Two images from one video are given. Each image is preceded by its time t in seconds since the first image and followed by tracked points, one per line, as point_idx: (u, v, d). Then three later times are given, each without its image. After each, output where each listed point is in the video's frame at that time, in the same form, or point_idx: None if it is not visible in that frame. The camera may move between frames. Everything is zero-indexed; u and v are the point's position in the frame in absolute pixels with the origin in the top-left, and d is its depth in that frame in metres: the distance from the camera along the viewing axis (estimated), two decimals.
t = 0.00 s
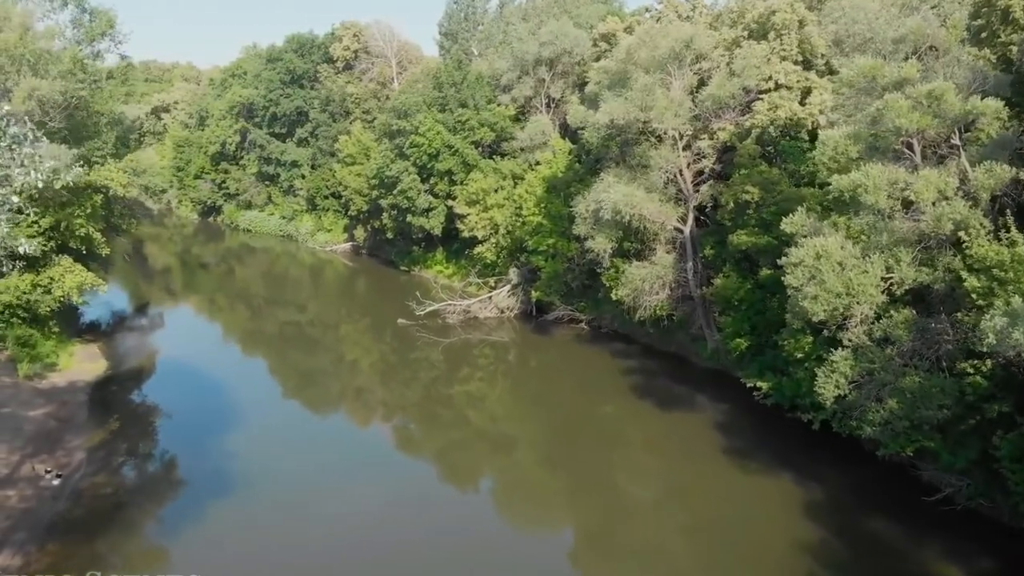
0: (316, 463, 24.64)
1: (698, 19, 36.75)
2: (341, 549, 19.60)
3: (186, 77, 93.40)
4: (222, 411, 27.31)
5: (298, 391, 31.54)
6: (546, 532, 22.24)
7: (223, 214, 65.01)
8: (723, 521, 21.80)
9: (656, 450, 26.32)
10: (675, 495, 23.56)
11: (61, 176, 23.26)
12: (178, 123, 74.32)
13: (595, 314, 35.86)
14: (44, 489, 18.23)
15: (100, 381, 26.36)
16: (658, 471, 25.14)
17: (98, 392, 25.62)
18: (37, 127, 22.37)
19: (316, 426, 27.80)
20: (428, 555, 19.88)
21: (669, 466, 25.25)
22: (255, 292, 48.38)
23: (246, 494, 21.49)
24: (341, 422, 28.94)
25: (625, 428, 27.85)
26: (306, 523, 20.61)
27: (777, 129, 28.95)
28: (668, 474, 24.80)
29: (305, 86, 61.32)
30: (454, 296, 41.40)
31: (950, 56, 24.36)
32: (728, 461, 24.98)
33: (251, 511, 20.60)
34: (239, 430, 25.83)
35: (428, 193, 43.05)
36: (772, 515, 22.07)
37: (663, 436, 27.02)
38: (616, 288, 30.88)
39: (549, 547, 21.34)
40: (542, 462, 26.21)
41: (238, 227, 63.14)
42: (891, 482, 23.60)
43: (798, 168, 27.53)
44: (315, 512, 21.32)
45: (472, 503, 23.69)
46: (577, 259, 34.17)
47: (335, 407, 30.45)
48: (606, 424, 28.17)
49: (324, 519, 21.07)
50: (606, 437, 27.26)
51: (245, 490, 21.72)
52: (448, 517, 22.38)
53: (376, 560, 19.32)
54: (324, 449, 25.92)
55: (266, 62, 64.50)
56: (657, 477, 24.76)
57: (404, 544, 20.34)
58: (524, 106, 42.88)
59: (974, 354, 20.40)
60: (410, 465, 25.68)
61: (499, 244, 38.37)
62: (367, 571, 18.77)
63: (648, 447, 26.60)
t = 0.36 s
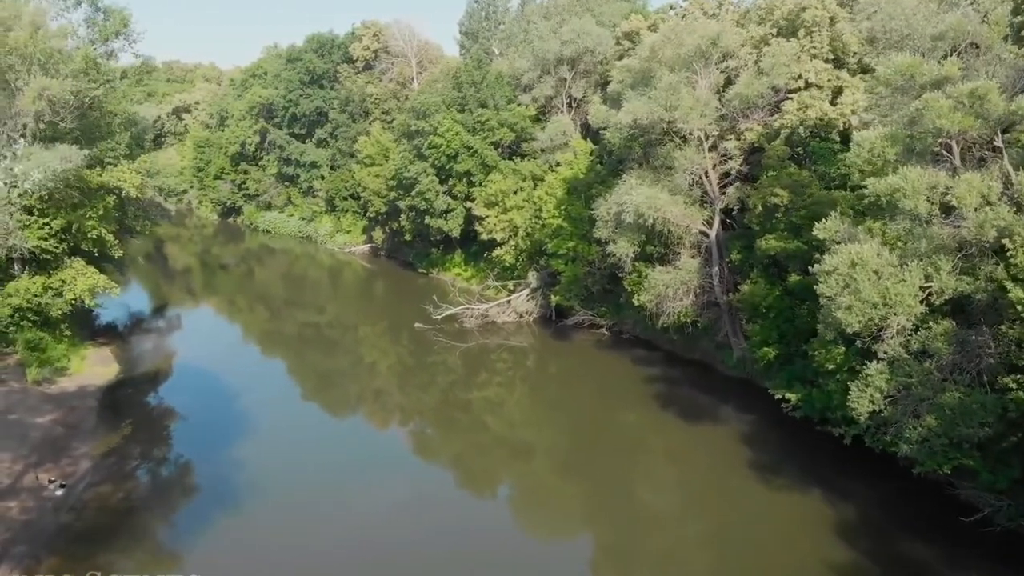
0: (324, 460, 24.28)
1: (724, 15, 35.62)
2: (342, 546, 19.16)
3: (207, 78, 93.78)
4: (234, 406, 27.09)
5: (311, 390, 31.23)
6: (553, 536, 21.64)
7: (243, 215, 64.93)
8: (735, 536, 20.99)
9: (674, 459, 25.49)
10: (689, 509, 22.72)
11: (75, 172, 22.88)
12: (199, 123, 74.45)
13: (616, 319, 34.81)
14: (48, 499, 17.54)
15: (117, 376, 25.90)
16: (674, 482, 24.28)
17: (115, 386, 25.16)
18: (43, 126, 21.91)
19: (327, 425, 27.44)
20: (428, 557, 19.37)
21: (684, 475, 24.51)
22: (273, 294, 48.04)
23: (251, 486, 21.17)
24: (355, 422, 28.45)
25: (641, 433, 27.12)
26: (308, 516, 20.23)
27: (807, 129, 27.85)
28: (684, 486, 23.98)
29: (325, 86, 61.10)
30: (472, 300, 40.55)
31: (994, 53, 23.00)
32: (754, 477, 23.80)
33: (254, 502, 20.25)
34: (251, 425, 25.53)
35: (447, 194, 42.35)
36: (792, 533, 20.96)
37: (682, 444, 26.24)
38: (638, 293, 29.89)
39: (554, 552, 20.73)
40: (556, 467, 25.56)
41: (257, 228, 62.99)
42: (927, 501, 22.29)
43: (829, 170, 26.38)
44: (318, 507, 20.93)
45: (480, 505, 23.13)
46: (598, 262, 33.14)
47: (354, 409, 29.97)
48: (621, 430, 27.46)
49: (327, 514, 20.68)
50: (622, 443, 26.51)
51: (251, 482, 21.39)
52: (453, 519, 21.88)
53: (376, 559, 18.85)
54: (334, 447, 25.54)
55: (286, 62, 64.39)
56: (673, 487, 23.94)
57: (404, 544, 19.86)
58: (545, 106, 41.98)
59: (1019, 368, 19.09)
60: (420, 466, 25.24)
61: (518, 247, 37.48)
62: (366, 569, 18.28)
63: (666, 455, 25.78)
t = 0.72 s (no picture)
0: (333, 459, 23.95)
1: (752, 10, 34.44)
2: (342, 545, 18.73)
3: (229, 79, 94.08)
4: (246, 403, 26.96)
5: (325, 390, 30.95)
6: (561, 542, 21.06)
7: (263, 216, 64.83)
8: (750, 549, 20.23)
9: (692, 467, 24.74)
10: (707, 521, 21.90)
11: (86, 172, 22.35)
12: (220, 123, 74.62)
13: (638, 325, 33.77)
14: (51, 510, 16.69)
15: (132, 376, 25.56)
16: (690, 490, 23.53)
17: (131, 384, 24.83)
18: (52, 126, 21.51)
19: (339, 424, 27.12)
20: (430, 559, 18.85)
21: (702, 485, 23.75)
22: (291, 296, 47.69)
23: (256, 482, 20.87)
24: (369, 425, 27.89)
25: (659, 438, 26.41)
26: (311, 514, 19.87)
27: (839, 130, 26.60)
28: (700, 494, 23.24)
29: (345, 86, 60.82)
30: (490, 304, 39.73)
31: None
32: (779, 494, 22.81)
33: (258, 498, 19.98)
34: (262, 424, 25.29)
35: (465, 196, 41.66)
36: (814, 550, 19.98)
37: (702, 452, 25.43)
38: (661, 299, 28.82)
39: (561, 557, 20.14)
40: (569, 471, 24.99)
41: (277, 229, 62.85)
42: (965, 521, 20.97)
43: (862, 172, 25.15)
44: (323, 505, 20.58)
45: (490, 507, 22.58)
46: (620, 266, 32.11)
47: (372, 412, 29.38)
48: (638, 434, 26.80)
49: (331, 512, 20.29)
50: (637, 449, 25.85)
51: (259, 479, 21.11)
52: (459, 520, 21.38)
53: (376, 560, 18.37)
54: (344, 446, 25.21)
55: (305, 62, 64.17)
56: (689, 495, 23.22)
57: (407, 545, 19.37)
58: (566, 106, 41.07)
59: None
60: (431, 466, 24.82)
61: (537, 250, 36.54)
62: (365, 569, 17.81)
63: (683, 461, 25.06)
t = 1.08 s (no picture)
0: (342, 458, 23.75)
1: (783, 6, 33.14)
2: (341, 545, 18.40)
3: (252, 79, 94.25)
4: (260, 401, 26.94)
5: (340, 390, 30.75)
6: (567, 546, 20.58)
7: (285, 217, 64.69)
8: (762, 559, 19.48)
9: (708, 473, 24.05)
10: (721, 530, 21.16)
11: (98, 172, 22.08)
12: (243, 124, 74.69)
13: (663, 331, 32.56)
14: (51, 523, 16.07)
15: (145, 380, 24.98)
16: (703, 496, 22.88)
17: (144, 389, 24.23)
18: (62, 126, 21.11)
19: (350, 423, 26.92)
20: (430, 561, 18.40)
21: (717, 491, 23.07)
22: (310, 297, 47.23)
23: (265, 481, 20.72)
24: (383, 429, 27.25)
25: (674, 443, 25.77)
26: (313, 513, 19.62)
27: (875, 130, 25.28)
28: (715, 501, 22.56)
29: (367, 87, 60.45)
30: (510, 308, 38.69)
31: None
32: (807, 509, 21.61)
33: (264, 496, 19.81)
34: (274, 423, 25.11)
35: (486, 198, 40.84)
36: (836, 565, 19.06)
37: (721, 460, 24.62)
38: (687, 306, 27.47)
39: (565, 561, 19.64)
40: (580, 474, 24.52)
41: (298, 230, 62.65)
42: (1012, 545, 19.36)
43: (900, 175, 23.86)
44: (327, 504, 20.32)
45: (498, 509, 22.12)
46: (644, 271, 30.94)
47: (391, 415, 29.01)
48: (653, 439, 26.19)
49: (334, 512, 20.04)
50: (651, 453, 25.26)
51: (264, 478, 20.90)
52: (467, 521, 20.99)
53: (374, 560, 17.99)
54: (355, 445, 24.98)
55: (327, 62, 63.85)
56: (704, 502, 22.56)
57: (408, 547, 18.96)
58: (589, 105, 40.00)
59: None
60: (441, 467, 24.48)
61: (559, 253, 35.40)
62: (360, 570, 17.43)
63: (699, 467, 24.38)
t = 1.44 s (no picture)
0: (351, 457, 23.49)
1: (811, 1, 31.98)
2: (342, 546, 18.05)
3: (271, 79, 94.28)
4: (273, 402, 26.74)
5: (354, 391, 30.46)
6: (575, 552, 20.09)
7: (301, 218, 64.47)
8: (777, 567, 18.85)
9: (725, 480, 23.34)
10: (737, 541, 20.34)
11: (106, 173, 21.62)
12: (261, 124, 74.56)
13: (685, 338, 31.40)
14: (50, 537, 15.52)
15: (153, 386, 24.35)
16: (718, 503, 22.24)
17: (151, 395, 23.59)
18: (68, 128, 20.68)
19: (363, 424, 26.63)
20: (432, 564, 17.95)
21: (734, 500, 22.35)
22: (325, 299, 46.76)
23: (276, 480, 20.57)
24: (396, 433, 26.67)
25: (689, 449, 25.16)
26: (317, 512, 19.36)
27: (907, 130, 23.95)
28: (731, 510, 21.87)
29: (384, 87, 59.97)
30: (526, 312, 37.71)
31: None
32: (835, 526, 20.36)
33: (272, 496, 19.64)
34: (286, 425, 24.66)
35: (503, 199, 40.06)
36: None
37: (740, 472, 23.61)
38: (709, 313, 26.25)
39: (572, 567, 19.13)
40: (596, 476, 24.13)
41: (315, 231, 62.37)
42: None
43: (933, 177, 22.68)
44: (332, 504, 20.04)
45: (508, 512, 21.68)
46: (664, 274, 29.95)
47: (408, 419, 28.66)
48: (668, 445, 25.56)
49: (339, 512, 19.77)
50: (666, 458, 24.69)
51: (270, 479, 20.61)
52: (478, 523, 20.62)
53: (379, 561, 17.67)
54: (365, 446, 24.69)
55: (345, 61, 63.44)
56: (721, 508, 22.00)
57: (410, 549, 18.54)
58: (609, 105, 39.06)
59: None
60: (451, 470, 24.13)
61: (577, 256, 34.29)
62: (358, 571, 17.04)
63: (716, 474, 23.70)
